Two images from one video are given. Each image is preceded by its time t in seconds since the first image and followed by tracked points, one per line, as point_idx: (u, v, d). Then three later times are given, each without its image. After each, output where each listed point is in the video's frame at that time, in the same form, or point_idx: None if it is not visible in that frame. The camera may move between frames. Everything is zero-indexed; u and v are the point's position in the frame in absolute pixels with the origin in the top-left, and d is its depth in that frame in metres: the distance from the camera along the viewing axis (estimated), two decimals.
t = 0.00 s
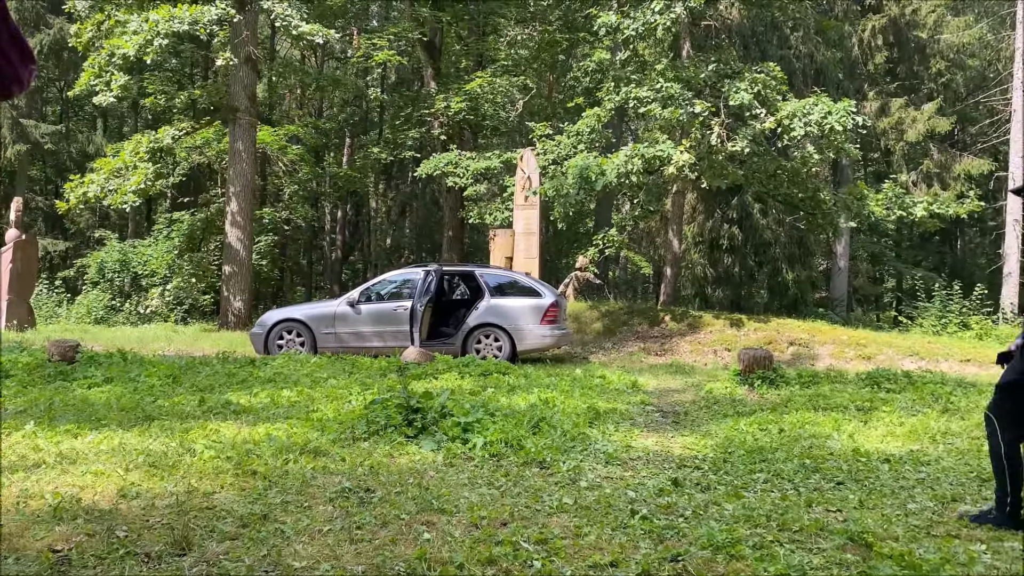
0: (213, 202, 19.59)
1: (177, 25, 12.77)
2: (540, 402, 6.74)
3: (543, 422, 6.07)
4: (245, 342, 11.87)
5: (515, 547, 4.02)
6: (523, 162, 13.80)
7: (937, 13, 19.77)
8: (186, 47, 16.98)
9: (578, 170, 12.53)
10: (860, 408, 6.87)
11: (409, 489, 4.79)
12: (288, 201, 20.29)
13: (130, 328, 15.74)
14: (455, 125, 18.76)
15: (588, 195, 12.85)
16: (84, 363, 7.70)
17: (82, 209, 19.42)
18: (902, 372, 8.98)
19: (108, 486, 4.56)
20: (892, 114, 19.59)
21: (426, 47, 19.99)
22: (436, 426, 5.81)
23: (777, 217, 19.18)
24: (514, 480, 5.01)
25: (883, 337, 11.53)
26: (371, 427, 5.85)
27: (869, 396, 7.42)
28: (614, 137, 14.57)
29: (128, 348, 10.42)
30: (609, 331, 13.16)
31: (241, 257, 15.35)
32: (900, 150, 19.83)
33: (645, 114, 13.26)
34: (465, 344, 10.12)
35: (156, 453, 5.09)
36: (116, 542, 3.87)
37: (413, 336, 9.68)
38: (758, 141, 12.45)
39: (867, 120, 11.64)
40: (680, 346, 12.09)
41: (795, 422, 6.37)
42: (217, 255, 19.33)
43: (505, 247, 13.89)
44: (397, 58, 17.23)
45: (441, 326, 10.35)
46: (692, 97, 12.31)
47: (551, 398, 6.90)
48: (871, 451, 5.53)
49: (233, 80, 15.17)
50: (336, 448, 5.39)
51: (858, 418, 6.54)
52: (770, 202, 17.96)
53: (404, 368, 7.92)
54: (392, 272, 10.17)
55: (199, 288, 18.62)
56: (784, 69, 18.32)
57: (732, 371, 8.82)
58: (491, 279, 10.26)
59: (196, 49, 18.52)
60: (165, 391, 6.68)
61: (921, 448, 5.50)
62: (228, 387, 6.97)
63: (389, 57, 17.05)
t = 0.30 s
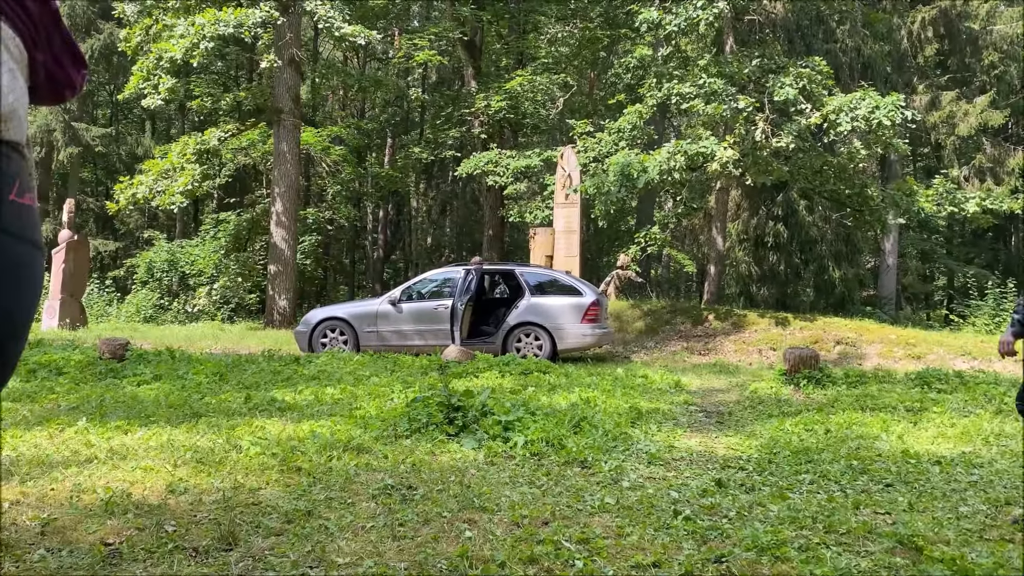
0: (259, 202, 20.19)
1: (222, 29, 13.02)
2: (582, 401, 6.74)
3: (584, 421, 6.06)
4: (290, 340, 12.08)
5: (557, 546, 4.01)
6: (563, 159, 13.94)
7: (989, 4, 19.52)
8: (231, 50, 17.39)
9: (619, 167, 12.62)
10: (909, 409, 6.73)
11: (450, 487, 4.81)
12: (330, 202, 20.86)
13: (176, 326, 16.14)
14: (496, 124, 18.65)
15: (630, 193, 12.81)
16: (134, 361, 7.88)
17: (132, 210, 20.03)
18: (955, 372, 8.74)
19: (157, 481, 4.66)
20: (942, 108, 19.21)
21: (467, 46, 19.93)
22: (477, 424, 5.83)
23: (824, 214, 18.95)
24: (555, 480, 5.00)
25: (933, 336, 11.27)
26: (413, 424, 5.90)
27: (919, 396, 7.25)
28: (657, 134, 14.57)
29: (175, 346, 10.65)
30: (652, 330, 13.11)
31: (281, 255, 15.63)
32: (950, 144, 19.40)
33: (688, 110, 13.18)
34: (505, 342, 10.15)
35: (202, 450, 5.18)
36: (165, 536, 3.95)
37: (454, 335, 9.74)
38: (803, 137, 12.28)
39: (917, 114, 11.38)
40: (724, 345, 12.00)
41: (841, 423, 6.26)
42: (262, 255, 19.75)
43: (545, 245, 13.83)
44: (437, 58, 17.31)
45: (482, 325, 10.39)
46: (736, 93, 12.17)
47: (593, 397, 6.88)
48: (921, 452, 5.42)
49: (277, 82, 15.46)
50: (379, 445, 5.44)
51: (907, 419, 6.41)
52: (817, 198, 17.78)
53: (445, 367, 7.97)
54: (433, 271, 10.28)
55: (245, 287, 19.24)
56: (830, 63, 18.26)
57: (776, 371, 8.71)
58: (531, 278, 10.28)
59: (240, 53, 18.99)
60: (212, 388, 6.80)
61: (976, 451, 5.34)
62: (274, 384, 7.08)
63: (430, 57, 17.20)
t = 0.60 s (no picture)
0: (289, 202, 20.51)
1: (253, 30, 13.16)
2: (610, 400, 6.73)
3: (613, 420, 6.04)
4: (319, 338, 12.22)
5: (585, 545, 3.99)
6: (591, 158, 13.88)
7: None
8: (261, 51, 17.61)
9: (647, 165, 12.48)
10: (944, 409, 6.63)
11: (478, 485, 4.82)
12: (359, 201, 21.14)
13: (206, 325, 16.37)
14: (523, 122, 18.52)
15: (658, 191, 12.75)
16: (166, 358, 7.99)
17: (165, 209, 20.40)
18: (992, 372, 8.57)
19: (189, 478, 4.72)
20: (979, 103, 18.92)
21: (493, 45, 19.67)
22: (505, 423, 5.85)
23: (856, 211, 18.97)
24: (583, 479, 4.99)
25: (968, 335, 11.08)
26: (441, 422, 5.93)
27: (954, 396, 7.12)
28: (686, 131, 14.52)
29: (207, 344, 10.83)
30: (681, 329, 13.03)
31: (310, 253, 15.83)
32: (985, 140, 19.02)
33: (717, 107, 13.10)
34: (532, 341, 10.16)
35: (233, 446, 5.24)
36: (197, 532, 4.00)
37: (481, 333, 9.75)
38: (834, 134, 12.15)
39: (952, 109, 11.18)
40: (754, 344, 11.90)
41: (874, 423, 6.18)
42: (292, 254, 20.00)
43: (573, 244, 13.83)
44: (464, 57, 17.31)
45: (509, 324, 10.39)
46: (765, 89, 12.08)
47: (621, 396, 6.86)
48: (956, 453, 5.34)
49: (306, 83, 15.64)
50: (407, 442, 5.47)
51: (942, 419, 6.31)
52: (849, 196, 17.55)
53: (472, 365, 7.98)
54: (460, 270, 10.32)
55: (275, 286, 19.48)
56: (862, 58, 18.25)
57: (807, 370, 8.61)
58: (559, 276, 10.28)
59: (270, 54, 19.23)
60: (243, 385, 6.90)
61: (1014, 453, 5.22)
62: (303, 382, 7.15)
63: (457, 57, 17.30)
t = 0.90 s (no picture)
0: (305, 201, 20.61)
1: (269, 30, 13.22)
2: (626, 398, 6.72)
3: (628, 419, 6.03)
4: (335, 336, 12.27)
5: (600, 544, 3.99)
6: (607, 156, 13.71)
7: None
8: (278, 51, 17.71)
9: (663, 164, 12.48)
10: (964, 409, 6.57)
11: (494, 483, 4.83)
12: (376, 200, 21.26)
13: (224, 323, 16.48)
14: (538, 121, 18.49)
15: (674, 189, 12.72)
16: (184, 356, 8.05)
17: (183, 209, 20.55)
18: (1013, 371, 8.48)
19: (206, 475, 4.75)
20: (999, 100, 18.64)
21: (508, 43, 19.41)
22: (520, 421, 5.85)
23: (874, 209, 18.86)
24: (598, 477, 4.98)
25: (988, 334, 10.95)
26: (456, 421, 5.95)
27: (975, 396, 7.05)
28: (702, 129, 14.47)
29: (225, 342, 10.92)
30: (697, 328, 12.97)
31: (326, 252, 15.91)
32: (1005, 138, 18.80)
33: (734, 104, 13.05)
34: (548, 340, 10.17)
35: (251, 444, 5.27)
36: (215, 529, 4.03)
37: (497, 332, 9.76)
38: (852, 131, 12.05)
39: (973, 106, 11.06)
40: (771, 343, 11.83)
41: (892, 423, 6.14)
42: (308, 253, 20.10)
43: (588, 243, 13.69)
44: (480, 56, 17.33)
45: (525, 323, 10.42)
46: (783, 87, 12.04)
47: (636, 395, 6.83)
48: (975, 453, 5.30)
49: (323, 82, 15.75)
50: (423, 440, 5.49)
51: (961, 419, 6.26)
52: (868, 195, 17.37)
53: (489, 364, 7.98)
54: (475, 269, 10.34)
55: (293, 284, 19.31)
56: (881, 54, 18.24)
57: (824, 368, 8.54)
58: (574, 275, 10.27)
59: (286, 53, 19.35)
60: (260, 383, 6.96)
61: None
62: (320, 381, 7.18)
63: (472, 56, 17.36)
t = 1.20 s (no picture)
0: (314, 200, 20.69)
1: (278, 29, 13.27)
2: (634, 397, 6.72)
3: (637, 418, 6.02)
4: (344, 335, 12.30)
5: (609, 543, 3.99)
6: (615, 155, 13.75)
7: None
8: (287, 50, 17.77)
9: (672, 162, 12.49)
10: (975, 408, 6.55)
11: (502, 482, 4.83)
12: (384, 199, 21.31)
13: (233, 322, 16.54)
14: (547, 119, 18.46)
15: (683, 187, 12.70)
16: (194, 355, 8.08)
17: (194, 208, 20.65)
18: None
19: (216, 473, 4.76)
20: (1010, 97, 18.52)
21: (517, 42, 19.53)
22: (529, 420, 5.86)
23: (883, 207, 18.76)
24: (607, 476, 4.98)
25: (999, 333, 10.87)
26: (465, 419, 5.96)
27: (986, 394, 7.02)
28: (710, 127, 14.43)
29: (234, 341, 10.95)
30: (705, 326, 12.95)
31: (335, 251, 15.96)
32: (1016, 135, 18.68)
33: (743, 102, 13.00)
34: (556, 338, 10.16)
35: (260, 442, 5.29)
36: (224, 527, 4.04)
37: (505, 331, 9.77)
38: (862, 129, 12.00)
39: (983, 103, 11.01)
40: (780, 342, 11.81)
41: (902, 422, 6.12)
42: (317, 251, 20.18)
43: (597, 241, 13.68)
44: (489, 54, 17.34)
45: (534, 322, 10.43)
46: (792, 85, 12.00)
47: (645, 394, 6.83)
48: (986, 452, 5.27)
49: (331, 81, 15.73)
50: (431, 439, 5.50)
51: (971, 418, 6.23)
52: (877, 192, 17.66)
53: (497, 362, 7.99)
54: (484, 268, 10.35)
55: (301, 283, 19.42)
56: (892, 52, 18.22)
57: (834, 367, 8.52)
58: (583, 274, 10.27)
59: (295, 53, 19.41)
60: (270, 381, 6.98)
61: None
62: (328, 379, 7.20)
63: (480, 54, 17.42)
